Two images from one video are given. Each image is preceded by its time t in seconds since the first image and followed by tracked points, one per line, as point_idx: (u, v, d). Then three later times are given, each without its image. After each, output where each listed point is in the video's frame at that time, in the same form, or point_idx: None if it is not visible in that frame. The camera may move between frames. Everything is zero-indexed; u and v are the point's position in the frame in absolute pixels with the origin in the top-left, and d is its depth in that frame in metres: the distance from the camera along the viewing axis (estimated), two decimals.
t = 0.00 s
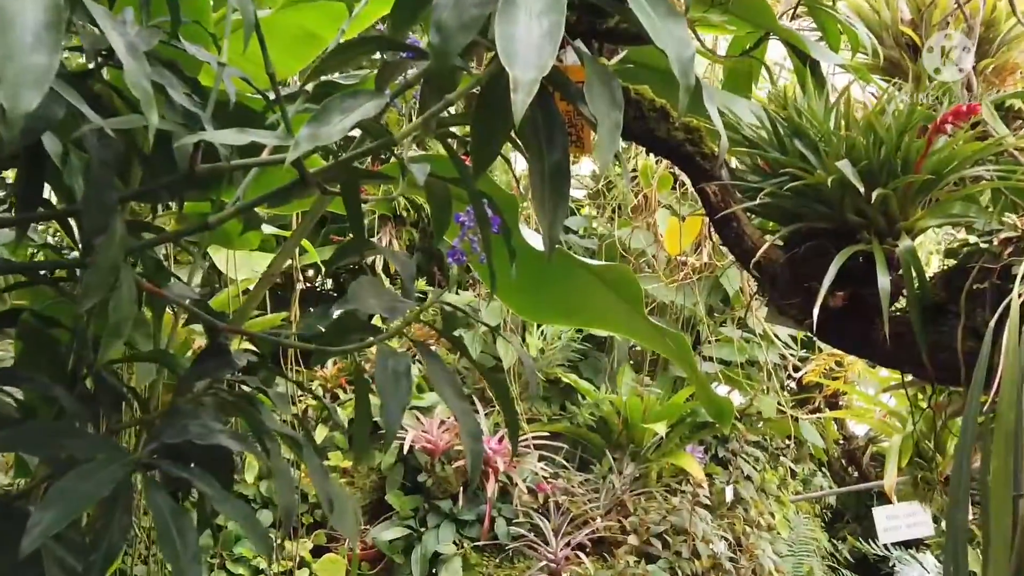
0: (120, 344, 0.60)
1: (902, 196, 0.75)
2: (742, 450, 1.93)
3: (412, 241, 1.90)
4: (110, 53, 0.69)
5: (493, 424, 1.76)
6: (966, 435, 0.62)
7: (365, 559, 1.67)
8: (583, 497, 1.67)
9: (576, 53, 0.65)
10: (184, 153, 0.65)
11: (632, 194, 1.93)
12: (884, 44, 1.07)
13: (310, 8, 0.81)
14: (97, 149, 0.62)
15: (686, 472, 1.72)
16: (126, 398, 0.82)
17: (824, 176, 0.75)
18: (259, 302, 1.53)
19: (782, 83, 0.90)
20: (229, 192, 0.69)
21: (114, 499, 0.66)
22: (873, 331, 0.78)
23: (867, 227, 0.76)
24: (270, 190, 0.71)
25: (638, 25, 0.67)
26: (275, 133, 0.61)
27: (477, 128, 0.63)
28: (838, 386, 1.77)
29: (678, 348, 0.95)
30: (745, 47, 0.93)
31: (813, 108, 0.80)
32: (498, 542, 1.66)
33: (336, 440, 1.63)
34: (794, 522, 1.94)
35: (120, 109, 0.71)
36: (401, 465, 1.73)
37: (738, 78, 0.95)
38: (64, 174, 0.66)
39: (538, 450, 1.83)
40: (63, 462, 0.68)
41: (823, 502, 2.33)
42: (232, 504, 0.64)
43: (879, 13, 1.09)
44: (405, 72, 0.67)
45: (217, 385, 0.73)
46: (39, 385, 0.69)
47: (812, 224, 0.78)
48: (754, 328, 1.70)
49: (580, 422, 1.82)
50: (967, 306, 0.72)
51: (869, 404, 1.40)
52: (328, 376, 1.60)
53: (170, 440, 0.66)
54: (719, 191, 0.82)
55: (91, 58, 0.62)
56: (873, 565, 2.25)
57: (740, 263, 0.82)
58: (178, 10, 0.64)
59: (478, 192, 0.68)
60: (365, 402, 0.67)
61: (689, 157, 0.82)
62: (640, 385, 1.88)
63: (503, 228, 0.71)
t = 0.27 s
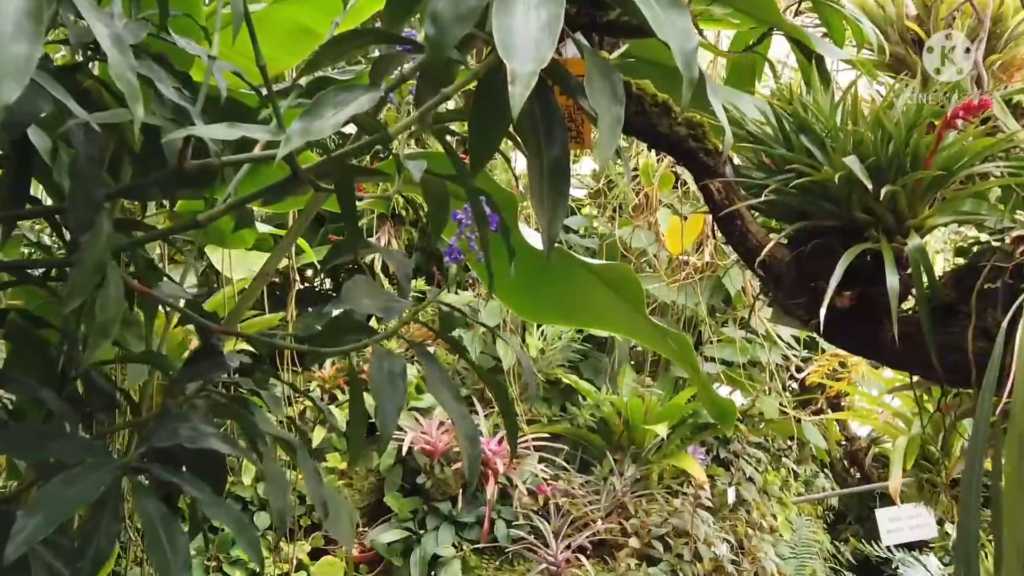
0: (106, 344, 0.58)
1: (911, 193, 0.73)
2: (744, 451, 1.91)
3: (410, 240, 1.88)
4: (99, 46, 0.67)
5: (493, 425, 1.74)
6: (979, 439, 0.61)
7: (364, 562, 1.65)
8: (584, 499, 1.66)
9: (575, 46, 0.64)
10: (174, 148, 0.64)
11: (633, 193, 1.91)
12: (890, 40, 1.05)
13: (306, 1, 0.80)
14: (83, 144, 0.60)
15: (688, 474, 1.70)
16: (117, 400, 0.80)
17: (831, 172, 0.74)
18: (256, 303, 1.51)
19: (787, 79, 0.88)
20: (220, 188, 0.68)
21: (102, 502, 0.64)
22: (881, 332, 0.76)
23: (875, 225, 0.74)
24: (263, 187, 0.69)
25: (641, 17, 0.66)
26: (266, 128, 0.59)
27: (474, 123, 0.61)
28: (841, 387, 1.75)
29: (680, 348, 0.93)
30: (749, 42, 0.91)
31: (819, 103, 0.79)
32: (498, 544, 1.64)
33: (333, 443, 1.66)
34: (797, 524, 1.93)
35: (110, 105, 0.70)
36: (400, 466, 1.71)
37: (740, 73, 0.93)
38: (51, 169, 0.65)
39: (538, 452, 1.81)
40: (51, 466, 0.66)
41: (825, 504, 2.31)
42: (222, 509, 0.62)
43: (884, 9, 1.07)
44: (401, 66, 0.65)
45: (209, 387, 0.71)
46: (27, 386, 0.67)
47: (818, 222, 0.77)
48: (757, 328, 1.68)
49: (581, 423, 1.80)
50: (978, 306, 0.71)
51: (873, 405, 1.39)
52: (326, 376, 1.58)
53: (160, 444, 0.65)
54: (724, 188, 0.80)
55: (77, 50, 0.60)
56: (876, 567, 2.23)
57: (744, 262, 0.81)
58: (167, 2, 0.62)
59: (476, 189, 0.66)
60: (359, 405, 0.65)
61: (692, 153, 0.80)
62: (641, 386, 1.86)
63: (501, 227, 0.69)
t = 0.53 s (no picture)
0: (89, 347, 0.56)
1: (918, 191, 0.72)
2: (745, 453, 1.89)
3: (408, 240, 1.86)
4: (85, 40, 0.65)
5: (491, 427, 1.73)
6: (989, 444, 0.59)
7: (359, 565, 1.64)
8: (583, 502, 1.63)
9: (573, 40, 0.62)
10: (160, 145, 0.62)
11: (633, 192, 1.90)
12: (895, 36, 1.03)
13: None
14: (67, 141, 0.59)
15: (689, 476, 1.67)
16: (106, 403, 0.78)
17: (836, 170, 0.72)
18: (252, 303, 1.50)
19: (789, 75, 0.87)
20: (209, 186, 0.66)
21: (87, 508, 0.62)
22: (887, 334, 0.74)
23: (880, 224, 0.73)
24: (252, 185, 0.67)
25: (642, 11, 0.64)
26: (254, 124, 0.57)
27: (468, 120, 0.60)
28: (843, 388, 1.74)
29: (681, 350, 0.91)
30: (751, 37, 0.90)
31: (824, 99, 0.77)
32: (496, 547, 1.62)
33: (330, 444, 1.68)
34: (798, 526, 1.91)
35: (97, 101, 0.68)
36: (397, 469, 1.70)
37: (742, 70, 0.92)
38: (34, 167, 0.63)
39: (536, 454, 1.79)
40: (36, 471, 0.64)
41: (826, 505, 2.30)
42: (210, 516, 0.61)
43: (888, 5, 1.05)
44: (394, 60, 0.64)
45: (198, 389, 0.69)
46: (12, 390, 0.66)
47: (822, 221, 0.75)
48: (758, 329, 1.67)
49: (580, 424, 1.79)
50: (987, 308, 0.69)
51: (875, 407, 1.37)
52: (323, 378, 1.56)
53: (147, 448, 0.63)
54: (725, 186, 0.78)
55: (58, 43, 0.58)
56: (877, 569, 2.22)
57: (746, 262, 0.79)
58: None
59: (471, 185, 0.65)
60: (351, 409, 0.64)
61: (693, 151, 0.79)
62: (641, 387, 1.84)
63: (497, 227, 0.67)
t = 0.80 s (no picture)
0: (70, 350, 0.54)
1: (924, 189, 0.70)
2: (746, 455, 1.87)
3: (406, 240, 1.85)
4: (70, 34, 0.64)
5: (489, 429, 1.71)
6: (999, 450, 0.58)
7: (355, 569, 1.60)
8: (582, 504, 1.62)
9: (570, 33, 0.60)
10: (145, 142, 0.60)
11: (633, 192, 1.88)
12: (899, 32, 1.02)
13: None
14: (48, 138, 0.57)
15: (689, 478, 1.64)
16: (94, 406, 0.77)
17: (840, 168, 0.70)
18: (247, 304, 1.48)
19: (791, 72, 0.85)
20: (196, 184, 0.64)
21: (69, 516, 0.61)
22: (892, 336, 0.73)
23: (885, 224, 0.71)
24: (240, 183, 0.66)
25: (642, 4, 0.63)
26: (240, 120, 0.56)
27: (462, 116, 0.58)
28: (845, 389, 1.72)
29: (681, 352, 0.90)
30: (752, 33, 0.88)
31: (827, 95, 0.76)
32: (494, 550, 1.61)
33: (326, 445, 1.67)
34: (799, 529, 1.89)
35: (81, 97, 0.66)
36: (395, 471, 1.69)
37: (743, 67, 0.90)
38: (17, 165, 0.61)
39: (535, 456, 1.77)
40: (19, 477, 0.63)
41: (827, 508, 2.28)
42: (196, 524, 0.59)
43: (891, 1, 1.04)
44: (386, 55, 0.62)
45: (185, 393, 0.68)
46: None
47: (825, 220, 0.73)
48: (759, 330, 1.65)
49: (579, 426, 1.77)
50: (995, 310, 0.68)
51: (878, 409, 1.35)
52: (319, 379, 1.55)
53: (131, 454, 0.61)
54: (726, 184, 0.77)
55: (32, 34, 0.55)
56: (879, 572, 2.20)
57: (747, 262, 0.77)
58: None
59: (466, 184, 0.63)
60: (341, 413, 0.62)
61: (693, 148, 0.77)
62: (641, 389, 1.82)
63: (492, 226, 0.65)
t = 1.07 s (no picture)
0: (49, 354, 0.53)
1: (929, 187, 0.68)
2: (747, 457, 1.86)
3: (403, 240, 1.83)
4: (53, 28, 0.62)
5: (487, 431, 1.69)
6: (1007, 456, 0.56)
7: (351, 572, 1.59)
8: (580, 507, 1.60)
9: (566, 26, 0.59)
10: (128, 139, 0.59)
11: (632, 192, 1.86)
12: (902, 29, 1.00)
13: None
14: (27, 133, 0.55)
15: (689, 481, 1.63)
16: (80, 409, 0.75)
17: (843, 166, 0.69)
18: (242, 305, 1.47)
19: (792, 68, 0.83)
20: (181, 182, 0.62)
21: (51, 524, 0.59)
22: (896, 339, 0.71)
23: (890, 223, 0.69)
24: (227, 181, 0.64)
25: None
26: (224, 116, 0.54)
27: (454, 112, 0.56)
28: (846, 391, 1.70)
29: (680, 353, 0.88)
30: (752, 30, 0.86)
31: (829, 90, 0.74)
32: (492, 554, 1.58)
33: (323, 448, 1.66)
34: (800, 531, 1.87)
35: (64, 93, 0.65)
36: (391, 473, 1.69)
37: (743, 63, 0.89)
38: None
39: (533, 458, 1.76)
40: None
41: (828, 510, 2.26)
42: (181, 534, 0.58)
43: None
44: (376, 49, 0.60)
45: (172, 396, 0.66)
46: None
47: (827, 220, 0.72)
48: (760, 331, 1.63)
49: (578, 428, 1.76)
50: (1002, 312, 0.66)
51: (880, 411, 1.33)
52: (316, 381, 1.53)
53: (114, 460, 0.60)
54: (725, 183, 0.75)
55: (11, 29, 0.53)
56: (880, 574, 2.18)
57: (748, 263, 0.76)
58: None
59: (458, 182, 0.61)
60: (331, 419, 0.61)
61: (692, 146, 0.76)
62: (641, 391, 1.81)
63: (486, 226, 0.64)
